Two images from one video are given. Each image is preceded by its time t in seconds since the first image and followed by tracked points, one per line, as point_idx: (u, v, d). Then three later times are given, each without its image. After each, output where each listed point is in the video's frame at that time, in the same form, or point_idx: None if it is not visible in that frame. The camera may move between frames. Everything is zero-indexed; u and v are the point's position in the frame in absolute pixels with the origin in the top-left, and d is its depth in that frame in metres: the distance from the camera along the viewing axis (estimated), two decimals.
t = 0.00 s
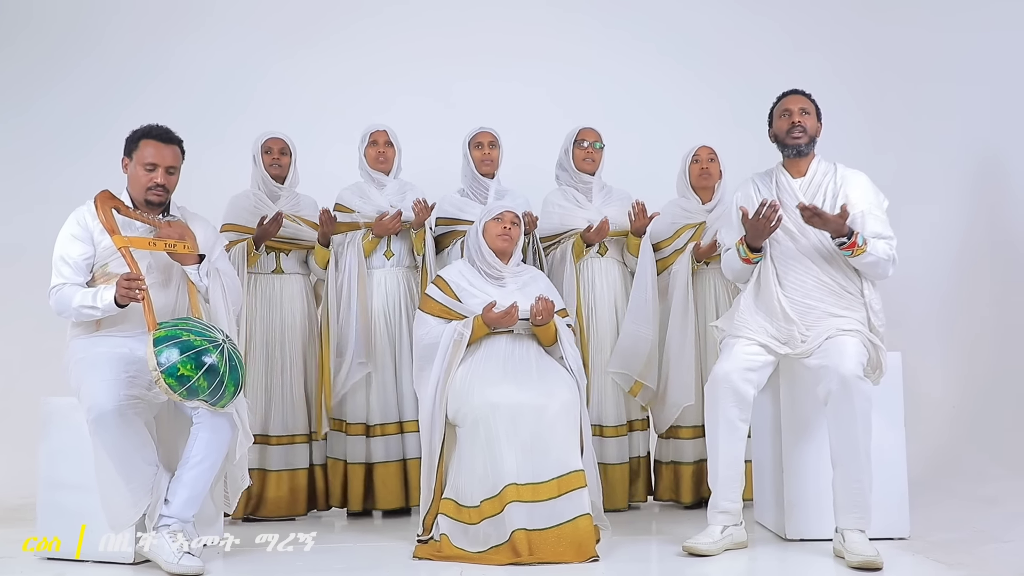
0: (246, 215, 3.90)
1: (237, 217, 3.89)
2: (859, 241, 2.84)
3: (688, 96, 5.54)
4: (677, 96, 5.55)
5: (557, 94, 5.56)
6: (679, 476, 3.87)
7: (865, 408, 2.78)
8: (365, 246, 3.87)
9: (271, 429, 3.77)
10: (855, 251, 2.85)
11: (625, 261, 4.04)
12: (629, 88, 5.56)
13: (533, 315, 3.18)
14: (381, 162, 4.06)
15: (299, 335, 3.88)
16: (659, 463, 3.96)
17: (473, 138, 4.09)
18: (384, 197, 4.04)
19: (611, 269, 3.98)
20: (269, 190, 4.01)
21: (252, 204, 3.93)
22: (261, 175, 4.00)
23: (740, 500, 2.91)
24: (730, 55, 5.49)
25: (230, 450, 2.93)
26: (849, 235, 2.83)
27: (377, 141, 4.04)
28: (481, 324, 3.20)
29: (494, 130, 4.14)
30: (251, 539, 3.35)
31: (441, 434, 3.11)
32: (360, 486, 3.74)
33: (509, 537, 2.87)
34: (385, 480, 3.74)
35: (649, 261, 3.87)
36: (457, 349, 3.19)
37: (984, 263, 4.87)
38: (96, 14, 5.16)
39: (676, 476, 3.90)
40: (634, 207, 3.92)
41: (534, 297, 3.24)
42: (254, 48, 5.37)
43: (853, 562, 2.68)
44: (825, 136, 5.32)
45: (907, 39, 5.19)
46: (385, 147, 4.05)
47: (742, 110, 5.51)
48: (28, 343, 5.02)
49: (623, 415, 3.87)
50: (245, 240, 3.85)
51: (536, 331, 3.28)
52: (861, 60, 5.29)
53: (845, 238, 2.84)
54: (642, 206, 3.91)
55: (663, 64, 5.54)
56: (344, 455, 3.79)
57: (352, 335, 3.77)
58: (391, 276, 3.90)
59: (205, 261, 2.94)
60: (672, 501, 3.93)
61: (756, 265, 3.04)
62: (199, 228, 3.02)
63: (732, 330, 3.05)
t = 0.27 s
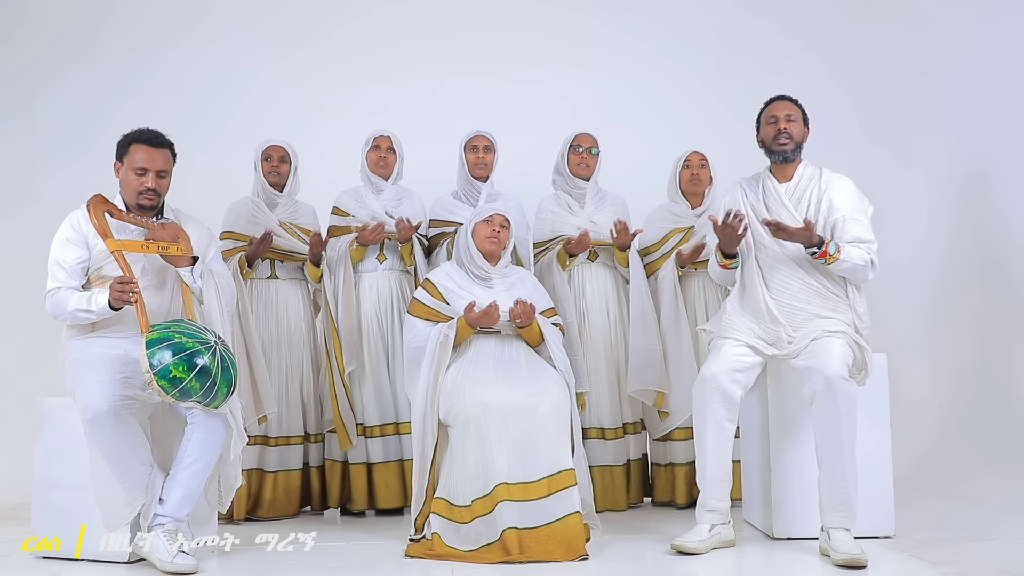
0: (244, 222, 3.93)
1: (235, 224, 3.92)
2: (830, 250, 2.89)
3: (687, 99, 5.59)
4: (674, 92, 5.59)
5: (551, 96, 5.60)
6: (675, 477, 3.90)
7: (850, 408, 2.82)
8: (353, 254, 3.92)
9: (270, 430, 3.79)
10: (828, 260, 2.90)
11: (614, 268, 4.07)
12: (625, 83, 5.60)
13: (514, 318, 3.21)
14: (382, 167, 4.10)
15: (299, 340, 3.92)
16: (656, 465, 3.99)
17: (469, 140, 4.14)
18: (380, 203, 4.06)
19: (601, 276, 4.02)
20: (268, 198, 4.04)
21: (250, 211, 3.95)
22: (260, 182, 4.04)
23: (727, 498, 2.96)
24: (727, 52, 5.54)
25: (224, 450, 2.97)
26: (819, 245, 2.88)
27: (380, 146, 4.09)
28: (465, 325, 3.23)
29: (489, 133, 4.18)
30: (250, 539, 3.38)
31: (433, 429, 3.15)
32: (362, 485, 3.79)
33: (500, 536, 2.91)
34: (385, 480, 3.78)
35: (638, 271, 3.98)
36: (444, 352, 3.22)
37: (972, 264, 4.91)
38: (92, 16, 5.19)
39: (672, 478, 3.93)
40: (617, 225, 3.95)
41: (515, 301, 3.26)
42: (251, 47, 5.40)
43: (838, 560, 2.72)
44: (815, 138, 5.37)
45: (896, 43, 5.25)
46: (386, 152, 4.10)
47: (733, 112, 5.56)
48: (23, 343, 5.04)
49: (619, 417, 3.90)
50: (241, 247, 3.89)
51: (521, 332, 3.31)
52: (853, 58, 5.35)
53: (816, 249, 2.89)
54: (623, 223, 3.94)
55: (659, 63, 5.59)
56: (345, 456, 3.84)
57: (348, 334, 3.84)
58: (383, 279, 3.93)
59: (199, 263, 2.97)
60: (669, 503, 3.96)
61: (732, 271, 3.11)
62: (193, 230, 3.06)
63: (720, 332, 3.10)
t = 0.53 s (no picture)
0: (235, 220, 3.95)
1: (227, 224, 3.95)
2: (802, 246, 2.92)
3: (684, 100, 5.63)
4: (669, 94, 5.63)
5: (545, 98, 5.63)
6: (666, 476, 3.93)
7: (836, 410, 2.85)
8: (326, 246, 3.95)
9: (255, 428, 3.80)
10: (800, 256, 2.93)
11: (597, 268, 4.08)
12: (620, 84, 5.63)
13: (492, 316, 3.23)
14: (370, 167, 4.15)
15: (284, 335, 3.93)
16: (645, 463, 4.00)
17: (457, 141, 4.16)
18: (367, 203, 4.08)
19: (581, 277, 4.05)
20: (260, 196, 4.06)
21: (242, 209, 3.96)
22: (253, 181, 4.07)
23: (721, 498, 2.98)
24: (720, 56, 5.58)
25: (216, 451, 2.99)
26: (790, 241, 2.92)
27: (368, 146, 4.14)
28: (445, 327, 3.26)
29: (478, 135, 4.20)
30: (250, 539, 3.42)
31: (422, 436, 3.18)
32: (346, 485, 3.81)
33: (491, 537, 2.94)
34: (366, 479, 3.80)
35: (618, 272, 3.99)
36: (427, 354, 3.26)
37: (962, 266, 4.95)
38: (88, 17, 5.21)
39: (662, 477, 3.95)
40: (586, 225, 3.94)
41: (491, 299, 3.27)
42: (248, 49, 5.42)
43: (824, 561, 2.75)
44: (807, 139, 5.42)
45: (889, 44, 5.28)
46: (375, 152, 4.15)
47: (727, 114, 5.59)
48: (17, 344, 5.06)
49: (602, 416, 3.92)
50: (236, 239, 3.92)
51: (505, 332, 3.33)
52: (845, 70, 5.45)
53: (788, 245, 2.93)
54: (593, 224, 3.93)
55: (655, 64, 5.62)
56: (331, 453, 3.87)
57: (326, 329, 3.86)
58: (370, 279, 3.97)
59: (194, 266, 3.00)
60: (658, 502, 3.98)
61: (707, 266, 3.25)
62: (188, 233, 3.08)
63: (709, 333, 3.13)
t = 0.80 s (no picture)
0: (218, 215, 3.95)
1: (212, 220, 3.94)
2: (792, 245, 2.92)
3: (690, 107, 5.63)
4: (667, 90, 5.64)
5: (537, 97, 5.63)
6: (647, 475, 3.93)
7: (827, 407, 2.85)
8: (307, 245, 3.96)
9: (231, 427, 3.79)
10: (790, 255, 2.93)
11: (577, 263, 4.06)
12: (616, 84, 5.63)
13: (478, 316, 3.22)
14: (352, 165, 4.12)
15: (262, 335, 3.91)
16: (627, 462, 4.01)
17: (443, 139, 4.15)
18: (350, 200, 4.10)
19: (558, 271, 4.04)
20: (245, 192, 4.05)
21: (227, 205, 3.97)
22: (237, 177, 4.05)
23: (706, 497, 2.99)
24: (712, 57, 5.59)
25: (206, 448, 2.96)
26: (780, 241, 2.91)
27: (350, 143, 4.11)
28: (434, 329, 3.24)
29: (463, 134, 4.20)
30: (256, 540, 3.39)
31: (410, 436, 3.18)
32: (320, 483, 3.81)
33: (482, 534, 2.93)
34: (339, 480, 3.77)
35: (597, 265, 3.95)
36: (416, 354, 3.25)
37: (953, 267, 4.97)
38: (79, 14, 5.19)
39: (643, 475, 3.96)
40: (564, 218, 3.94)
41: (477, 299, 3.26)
42: (241, 50, 5.41)
43: (815, 558, 2.75)
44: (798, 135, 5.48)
45: (881, 44, 5.30)
46: (356, 149, 4.11)
47: (719, 113, 5.60)
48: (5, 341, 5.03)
49: (581, 414, 3.92)
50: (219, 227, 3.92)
51: (494, 330, 3.32)
52: (841, 73, 5.45)
53: (778, 244, 2.92)
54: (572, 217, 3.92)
55: (650, 63, 5.63)
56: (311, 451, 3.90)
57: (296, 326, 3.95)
58: (355, 277, 3.95)
59: (186, 262, 2.98)
60: (640, 501, 3.98)
61: (702, 271, 3.22)
62: (180, 230, 3.07)
63: (700, 332, 3.13)
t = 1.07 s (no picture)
0: (219, 223, 3.93)
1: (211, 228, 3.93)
2: (822, 242, 2.90)
3: (694, 108, 5.61)
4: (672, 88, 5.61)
5: (542, 95, 5.61)
6: (656, 474, 3.92)
7: (838, 406, 2.82)
8: (320, 257, 3.93)
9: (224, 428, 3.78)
10: (820, 252, 2.91)
11: (583, 266, 4.05)
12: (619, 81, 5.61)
13: (496, 311, 3.22)
14: (352, 165, 4.11)
15: (266, 337, 3.92)
16: (634, 462, 4.00)
17: (446, 138, 4.15)
18: (354, 200, 4.07)
19: (564, 275, 4.02)
20: (243, 196, 4.03)
21: (226, 212, 3.94)
22: (235, 181, 4.03)
23: (716, 497, 2.96)
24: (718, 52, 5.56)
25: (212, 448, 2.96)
26: (811, 238, 2.88)
27: (348, 143, 4.09)
28: (448, 325, 3.22)
29: (466, 131, 4.19)
30: (251, 539, 3.37)
31: (417, 433, 3.15)
32: (321, 483, 3.81)
33: (489, 534, 2.91)
34: (340, 482, 3.76)
35: (601, 268, 3.91)
36: (428, 352, 3.21)
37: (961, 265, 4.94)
38: (83, 13, 5.18)
39: (650, 476, 3.95)
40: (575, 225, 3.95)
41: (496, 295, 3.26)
42: (241, 49, 5.40)
43: (826, 558, 2.73)
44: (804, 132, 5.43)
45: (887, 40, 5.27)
46: (356, 149, 4.10)
47: (725, 111, 5.57)
48: (11, 341, 5.02)
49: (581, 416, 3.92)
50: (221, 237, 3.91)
51: (506, 328, 3.31)
52: (848, 68, 5.39)
53: (808, 241, 2.89)
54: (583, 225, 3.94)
55: (654, 61, 5.60)
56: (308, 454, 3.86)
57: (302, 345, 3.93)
58: (360, 276, 3.96)
59: (193, 262, 2.97)
60: (647, 501, 3.97)
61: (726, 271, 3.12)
62: (186, 230, 3.06)
63: (709, 330, 3.11)
